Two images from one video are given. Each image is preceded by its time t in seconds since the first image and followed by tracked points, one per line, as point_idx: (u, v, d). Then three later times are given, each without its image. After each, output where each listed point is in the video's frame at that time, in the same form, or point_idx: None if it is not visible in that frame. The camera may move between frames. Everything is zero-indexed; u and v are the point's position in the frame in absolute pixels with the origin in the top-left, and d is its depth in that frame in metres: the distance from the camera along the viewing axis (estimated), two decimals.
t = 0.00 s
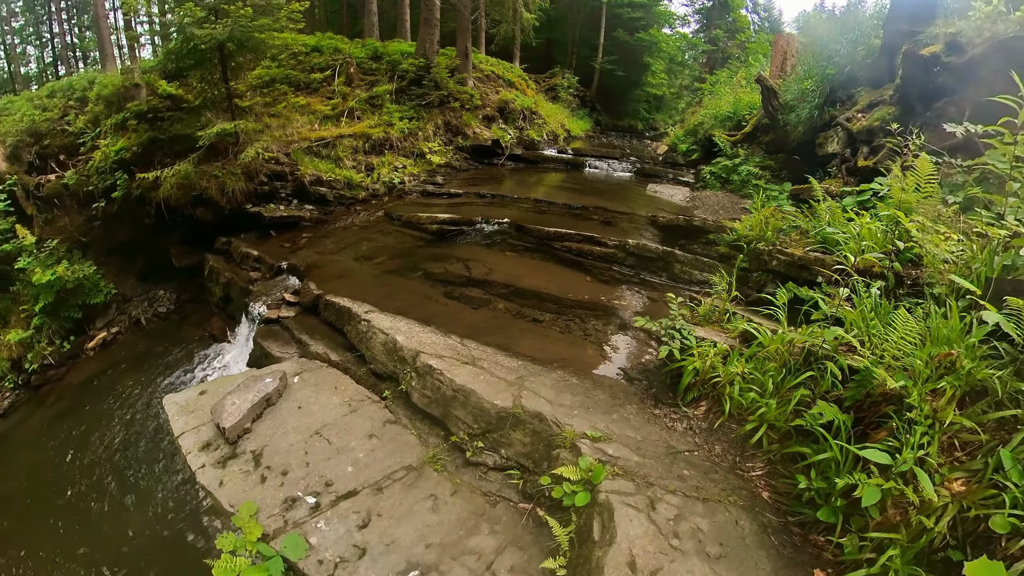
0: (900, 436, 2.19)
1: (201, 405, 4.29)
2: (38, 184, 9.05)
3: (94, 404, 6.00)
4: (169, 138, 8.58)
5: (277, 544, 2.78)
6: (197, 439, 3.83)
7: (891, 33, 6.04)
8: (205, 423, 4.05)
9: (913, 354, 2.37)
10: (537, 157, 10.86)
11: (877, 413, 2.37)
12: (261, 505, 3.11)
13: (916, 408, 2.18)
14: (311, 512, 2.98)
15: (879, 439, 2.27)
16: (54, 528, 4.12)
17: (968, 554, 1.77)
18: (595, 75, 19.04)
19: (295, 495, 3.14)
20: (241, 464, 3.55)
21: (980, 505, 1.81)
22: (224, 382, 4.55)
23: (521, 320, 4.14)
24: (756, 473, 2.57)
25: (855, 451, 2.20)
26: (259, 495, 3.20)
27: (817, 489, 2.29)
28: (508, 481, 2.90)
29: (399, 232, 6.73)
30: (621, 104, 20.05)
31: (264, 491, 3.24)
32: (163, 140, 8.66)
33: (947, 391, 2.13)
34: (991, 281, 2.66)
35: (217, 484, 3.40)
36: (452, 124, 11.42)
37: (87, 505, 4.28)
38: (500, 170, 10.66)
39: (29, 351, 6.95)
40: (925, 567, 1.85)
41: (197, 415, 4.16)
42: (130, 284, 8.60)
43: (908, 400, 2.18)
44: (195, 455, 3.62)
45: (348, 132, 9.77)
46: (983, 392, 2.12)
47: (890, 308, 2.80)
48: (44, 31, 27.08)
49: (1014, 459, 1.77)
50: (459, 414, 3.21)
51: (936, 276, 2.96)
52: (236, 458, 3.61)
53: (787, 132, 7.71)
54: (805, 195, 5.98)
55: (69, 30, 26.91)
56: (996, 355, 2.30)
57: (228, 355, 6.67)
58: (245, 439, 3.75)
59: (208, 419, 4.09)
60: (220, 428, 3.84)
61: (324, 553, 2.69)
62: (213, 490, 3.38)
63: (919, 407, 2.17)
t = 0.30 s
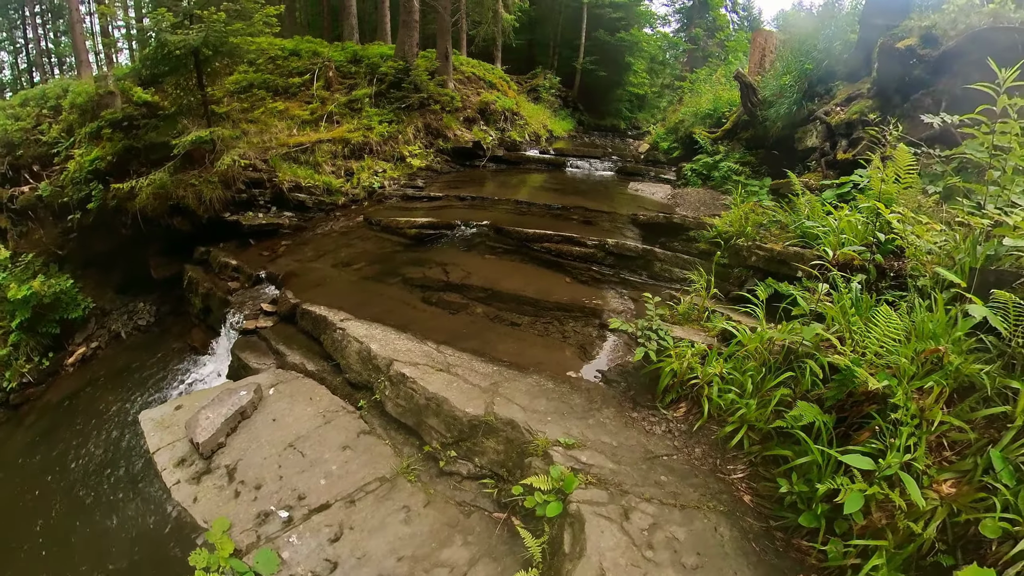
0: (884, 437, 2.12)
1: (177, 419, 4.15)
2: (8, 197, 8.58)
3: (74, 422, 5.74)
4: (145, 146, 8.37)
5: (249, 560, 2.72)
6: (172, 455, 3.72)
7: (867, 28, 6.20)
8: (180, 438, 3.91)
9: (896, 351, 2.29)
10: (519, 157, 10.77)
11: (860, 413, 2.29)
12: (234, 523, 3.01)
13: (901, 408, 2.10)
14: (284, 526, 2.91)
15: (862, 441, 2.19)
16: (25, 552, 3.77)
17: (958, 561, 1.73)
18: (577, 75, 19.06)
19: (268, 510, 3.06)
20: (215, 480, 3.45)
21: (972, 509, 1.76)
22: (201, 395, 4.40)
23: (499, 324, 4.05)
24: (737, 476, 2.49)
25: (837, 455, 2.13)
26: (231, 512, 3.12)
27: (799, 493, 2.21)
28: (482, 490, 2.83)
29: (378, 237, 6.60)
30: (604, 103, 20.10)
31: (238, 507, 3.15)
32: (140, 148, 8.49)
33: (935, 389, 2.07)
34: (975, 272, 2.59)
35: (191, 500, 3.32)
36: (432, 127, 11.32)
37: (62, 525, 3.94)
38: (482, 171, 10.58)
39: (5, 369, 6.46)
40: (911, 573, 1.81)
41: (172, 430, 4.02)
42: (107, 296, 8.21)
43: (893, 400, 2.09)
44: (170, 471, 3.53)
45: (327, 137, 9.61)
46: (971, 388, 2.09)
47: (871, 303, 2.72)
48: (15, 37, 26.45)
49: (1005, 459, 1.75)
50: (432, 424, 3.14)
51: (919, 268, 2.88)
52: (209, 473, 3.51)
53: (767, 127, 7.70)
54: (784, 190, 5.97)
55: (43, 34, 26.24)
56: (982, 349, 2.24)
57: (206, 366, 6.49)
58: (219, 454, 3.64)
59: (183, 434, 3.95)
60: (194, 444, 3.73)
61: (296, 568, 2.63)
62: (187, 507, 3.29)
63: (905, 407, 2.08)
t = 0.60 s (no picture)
0: (868, 438, 2.07)
1: (153, 436, 4.00)
2: None
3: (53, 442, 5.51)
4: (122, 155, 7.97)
5: None
6: (147, 473, 3.59)
7: (841, 24, 6.25)
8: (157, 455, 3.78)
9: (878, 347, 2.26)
10: (501, 160, 10.70)
11: (841, 414, 2.23)
12: (208, 542, 2.90)
13: (885, 407, 2.05)
14: (257, 541, 2.82)
15: (844, 442, 2.14)
16: None
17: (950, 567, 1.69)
18: (558, 77, 19.11)
19: (241, 526, 2.98)
20: (190, 496, 3.34)
21: (963, 512, 1.72)
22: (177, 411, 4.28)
23: (477, 330, 3.99)
24: (718, 480, 2.42)
25: (818, 459, 2.07)
26: (206, 530, 3.01)
27: (781, 498, 2.15)
28: (457, 501, 2.76)
29: (357, 244, 6.49)
30: (586, 105, 20.18)
31: (211, 525, 3.05)
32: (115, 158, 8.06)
33: (921, 386, 2.02)
34: (958, 263, 2.57)
35: (165, 519, 3.19)
36: (412, 131, 11.23)
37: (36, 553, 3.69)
38: (463, 175, 10.51)
39: None
40: None
41: (148, 447, 3.88)
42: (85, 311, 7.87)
43: (878, 400, 2.04)
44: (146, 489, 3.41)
45: (305, 144, 9.45)
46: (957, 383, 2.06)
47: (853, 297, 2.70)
48: None
49: (995, 458, 1.72)
50: (406, 434, 3.07)
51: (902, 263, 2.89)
52: (184, 490, 3.39)
53: (745, 124, 7.72)
54: (763, 186, 5.96)
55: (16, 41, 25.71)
56: (967, 343, 2.21)
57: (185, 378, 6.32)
58: (194, 470, 3.53)
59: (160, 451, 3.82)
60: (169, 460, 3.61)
61: None
62: (161, 525, 3.16)
63: (890, 406, 2.05)
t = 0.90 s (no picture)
0: (848, 448, 2.02)
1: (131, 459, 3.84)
2: None
3: (28, 468, 5.29)
4: (94, 169, 7.72)
5: None
6: (125, 497, 3.43)
7: (815, 23, 6.29)
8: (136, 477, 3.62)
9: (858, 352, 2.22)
10: (482, 165, 10.63)
11: (820, 424, 2.18)
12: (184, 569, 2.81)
13: (865, 418, 2.00)
14: (235, 565, 2.75)
15: (823, 453, 2.08)
16: None
17: None
18: (540, 81, 19.15)
19: (219, 549, 2.89)
20: (168, 520, 3.20)
21: (948, 522, 1.69)
22: (155, 432, 4.11)
23: (454, 341, 3.92)
24: (697, 489, 2.36)
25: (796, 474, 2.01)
26: (183, 556, 2.90)
27: (760, 510, 2.09)
28: (434, 518, 2.70)
29: (337, 255, 6.39)
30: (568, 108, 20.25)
31: (189, 550, 2.94)
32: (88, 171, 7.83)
33: (901, 395, 1.99)
34: (939, 261, 2.53)
35: (143, 544, 3.04)
36: (392, 138, 11.14)
37: None
38: (444, 181, 10.45)
39: None
40: None
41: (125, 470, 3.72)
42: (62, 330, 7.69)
43: (858, 411, 2.00)
44: (124, 513, 3.26)
45: (283, 153, 9.28)
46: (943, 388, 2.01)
47: (834, 298, 2.66)
48: None
49: (981, 469, 1.68)
50: (380, 452, 3.00)
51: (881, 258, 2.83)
52: (162, 514, 3.25)
53: (724, 124, 7.75)
54: (743, 185, 5.96)
55: None
56: (953, 344, 2.17)
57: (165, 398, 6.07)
58: (172, 493, 3.39)
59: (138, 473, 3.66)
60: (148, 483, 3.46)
61: None
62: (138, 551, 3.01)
63: (871, 416, 2.00)
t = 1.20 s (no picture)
0: (823, 469, 1.95)
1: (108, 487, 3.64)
2: None
3: (1, 497, 5.10)
4: (67, 183, 7.45)
5: None
6: (103, 527, 3.24)
7: (791, 24, 6.31)
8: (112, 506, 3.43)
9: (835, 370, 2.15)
10: (463, 172, 10.57)
11: (795, 446, 2.10)
12: None
13: (843, 440, 1.94)
14: None
15: (799, 474, 2.02)
16: None
17: None
18: (520, 87, 19.18)
19: None
20: (146, 550, 3.05)
21: (929, 547, 1.69)
22: (133, 459, 3.92)
23: (431, 356, 3.87)
24: (674, 507, 2.31)
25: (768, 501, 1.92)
26: None
27: (734, 531, 2.03)
28: (410, 542, 2.62)
29: (314, 268, 6.28)
30: (549, 113, 20.30)
31: None
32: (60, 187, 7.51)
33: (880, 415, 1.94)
34: (921, 267, 2.48)
35: None
36: (372, 147, 11.03)
37: None
38: (425, 190, 10.38)
39: None
40: None
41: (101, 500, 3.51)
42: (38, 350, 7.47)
43: (834, 434, 1.92)
44: (102, 545, 3.08)
45: (261, 164, 9.11)
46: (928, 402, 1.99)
47: (812, 307, 2.61)
48: None
49: (965, 494, 1.66)
50: (353, 476, 2.93)
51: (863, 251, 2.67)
52: (141, 544, 3.09)
53: (702, 126, 7.78)
54: (721, 187, 5.96)
55: None
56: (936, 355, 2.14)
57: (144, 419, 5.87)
58: (149, 522, 3.23)
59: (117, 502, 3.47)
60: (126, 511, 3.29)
61: None
62: None
63: (848, 439, 1.93)
